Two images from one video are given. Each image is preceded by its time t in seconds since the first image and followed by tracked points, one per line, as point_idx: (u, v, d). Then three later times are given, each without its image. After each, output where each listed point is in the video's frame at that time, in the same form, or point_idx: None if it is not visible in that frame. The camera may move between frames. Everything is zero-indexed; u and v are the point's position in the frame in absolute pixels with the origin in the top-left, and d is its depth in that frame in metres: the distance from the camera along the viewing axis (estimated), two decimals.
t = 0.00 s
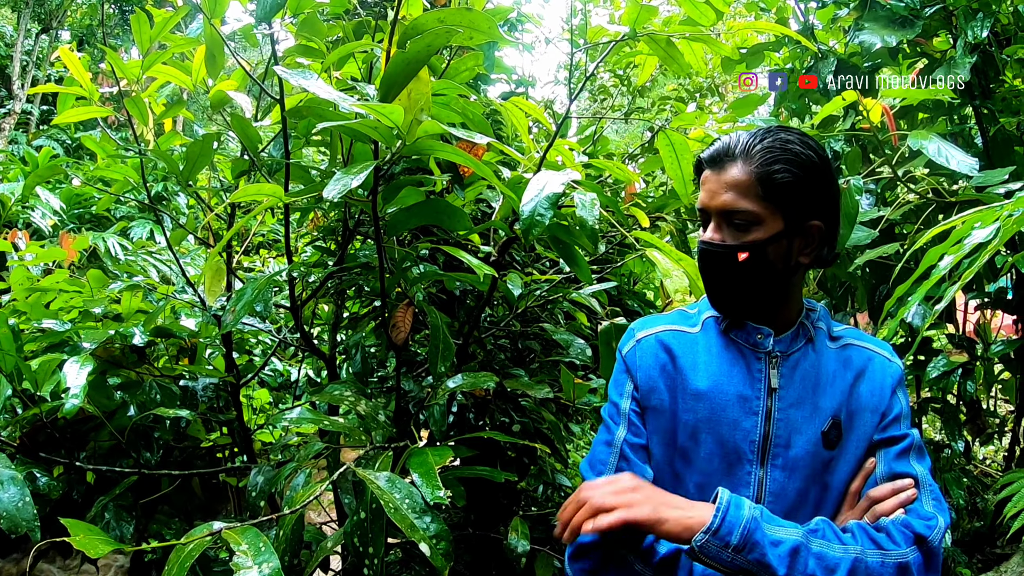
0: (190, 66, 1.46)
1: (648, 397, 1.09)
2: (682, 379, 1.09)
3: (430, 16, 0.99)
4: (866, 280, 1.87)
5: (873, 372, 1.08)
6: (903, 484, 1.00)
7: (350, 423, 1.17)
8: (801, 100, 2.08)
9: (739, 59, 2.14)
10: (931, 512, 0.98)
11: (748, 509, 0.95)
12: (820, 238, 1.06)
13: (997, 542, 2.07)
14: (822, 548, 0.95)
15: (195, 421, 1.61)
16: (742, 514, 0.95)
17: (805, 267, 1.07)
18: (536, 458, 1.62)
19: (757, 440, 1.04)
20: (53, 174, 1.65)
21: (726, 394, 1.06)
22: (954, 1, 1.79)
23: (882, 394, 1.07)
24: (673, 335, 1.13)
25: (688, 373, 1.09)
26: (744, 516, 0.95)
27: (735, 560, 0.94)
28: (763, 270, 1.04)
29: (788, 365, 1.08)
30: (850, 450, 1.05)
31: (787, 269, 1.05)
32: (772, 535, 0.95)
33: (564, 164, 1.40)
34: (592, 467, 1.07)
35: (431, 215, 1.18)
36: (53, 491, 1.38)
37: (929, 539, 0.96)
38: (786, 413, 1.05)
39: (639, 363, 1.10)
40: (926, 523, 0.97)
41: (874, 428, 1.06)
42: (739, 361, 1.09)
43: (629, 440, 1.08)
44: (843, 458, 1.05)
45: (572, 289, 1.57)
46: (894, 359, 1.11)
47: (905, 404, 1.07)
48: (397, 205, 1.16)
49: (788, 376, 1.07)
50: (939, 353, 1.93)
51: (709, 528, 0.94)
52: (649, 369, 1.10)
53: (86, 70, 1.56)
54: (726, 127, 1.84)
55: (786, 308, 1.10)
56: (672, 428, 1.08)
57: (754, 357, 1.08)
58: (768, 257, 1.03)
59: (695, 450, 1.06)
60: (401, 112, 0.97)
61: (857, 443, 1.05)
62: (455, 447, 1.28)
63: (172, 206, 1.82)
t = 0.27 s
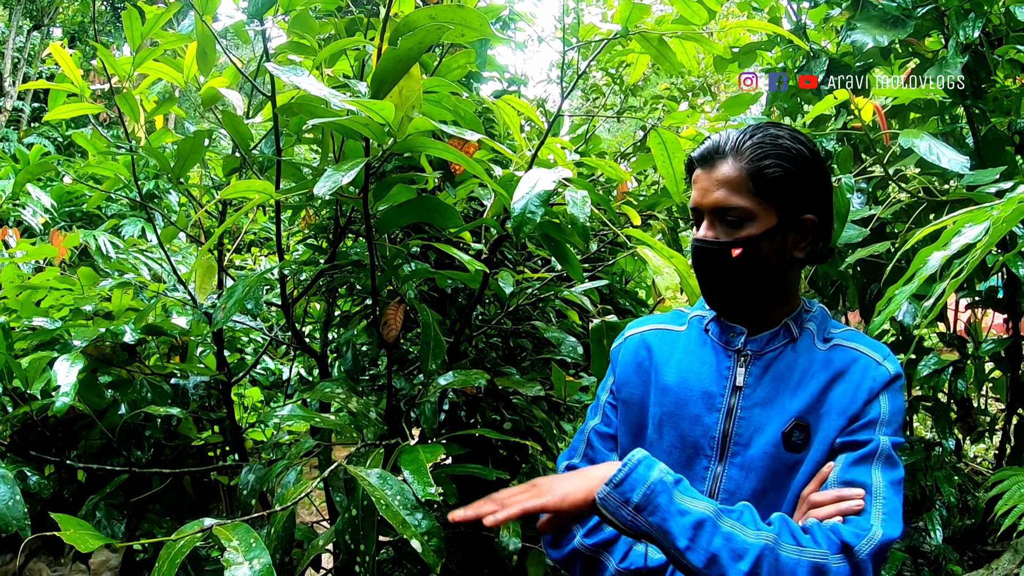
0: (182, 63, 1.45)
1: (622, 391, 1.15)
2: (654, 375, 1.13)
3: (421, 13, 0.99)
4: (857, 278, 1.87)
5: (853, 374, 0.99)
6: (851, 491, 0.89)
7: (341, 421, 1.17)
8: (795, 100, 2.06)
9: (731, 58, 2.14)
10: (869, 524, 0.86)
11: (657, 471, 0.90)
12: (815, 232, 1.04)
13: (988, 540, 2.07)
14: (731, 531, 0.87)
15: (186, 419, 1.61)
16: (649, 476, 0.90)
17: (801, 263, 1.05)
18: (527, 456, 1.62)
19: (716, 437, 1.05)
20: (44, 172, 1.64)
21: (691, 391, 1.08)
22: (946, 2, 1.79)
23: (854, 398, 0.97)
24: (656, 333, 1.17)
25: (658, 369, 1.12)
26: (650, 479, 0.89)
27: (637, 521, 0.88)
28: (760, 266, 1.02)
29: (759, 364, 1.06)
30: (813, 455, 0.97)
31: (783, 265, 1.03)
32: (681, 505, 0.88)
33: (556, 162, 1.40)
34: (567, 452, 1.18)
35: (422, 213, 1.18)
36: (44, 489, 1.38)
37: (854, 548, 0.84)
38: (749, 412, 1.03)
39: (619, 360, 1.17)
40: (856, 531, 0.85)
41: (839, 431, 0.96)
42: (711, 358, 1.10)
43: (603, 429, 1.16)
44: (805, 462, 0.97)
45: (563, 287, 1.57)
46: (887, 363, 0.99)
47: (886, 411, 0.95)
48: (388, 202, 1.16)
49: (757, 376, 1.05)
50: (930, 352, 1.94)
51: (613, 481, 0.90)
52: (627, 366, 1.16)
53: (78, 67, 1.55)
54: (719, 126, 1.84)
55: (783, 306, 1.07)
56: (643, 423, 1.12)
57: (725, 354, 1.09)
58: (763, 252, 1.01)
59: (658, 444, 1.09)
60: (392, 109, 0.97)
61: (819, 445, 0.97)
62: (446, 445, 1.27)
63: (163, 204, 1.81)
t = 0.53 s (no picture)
0: (173, 60, 1.44)
1: (610, 391, 1.20)
2: (636, 374, 1.16)
3: (415, 11, 0.99)
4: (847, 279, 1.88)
5: (814, 366, 0.96)
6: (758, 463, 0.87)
7: (333, 421, 1.17)
8: (786, 101, 2.07)
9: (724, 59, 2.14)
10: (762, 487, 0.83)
11: (504, 480, 0.89)
12: (796, 232, 1.04)
13: (977, 539, 2.08)
14: (584, 519, 0.84)
15: (177, 418, 1.60)
16: (494, 486, 0.88)
17: (784, 262, 1.05)
18: (519, 455, 1.63)
19: (679, 431, 1.05)
20: (33, 168, 1.63)
21: (662, 387, 1.10)
22: (937, 5, 1.81)
23: (806, 389, 0.94)
24: (648, 336, 1.21)
25: (639, 368, 1.16)
26: (492, 489, 0.87)
27: (492, 532, 0.86)
28: (741, 267, 1.03)
29: (727, 362, 1.06)
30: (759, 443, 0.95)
31: (764, 265, 1.03)
32: (530, 504, 0.86)
33: (548, 162, 1.40)
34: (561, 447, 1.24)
35: (414, 212, 1.18)
36: (33, 489, 1.37)
37: (731, 508, 0.81)
38: (712, 407, 1.03)
39: (611, 361, 1.23)
40: (734, 493, 0.83)
41: (782, 418, 0.93)
42: (689, 358, 1.12)
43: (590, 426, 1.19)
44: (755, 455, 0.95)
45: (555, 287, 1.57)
46: (853, 358, 0.95)
47: (835, 400, 0.90)
48: (380, 201, 1.15)
49: (723, 372, 1.05)
50: (920, 352, 1.95)
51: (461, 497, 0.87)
52: (616, 366, 1.21)
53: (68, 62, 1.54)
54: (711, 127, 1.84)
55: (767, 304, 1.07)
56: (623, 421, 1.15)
57: (698, 353, 1.11)
58: (743, 253, 1.02)
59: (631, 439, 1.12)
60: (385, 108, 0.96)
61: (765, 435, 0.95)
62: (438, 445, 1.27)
63: (154, 201, 1.80)
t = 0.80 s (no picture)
0: (166, 59, 1.44)
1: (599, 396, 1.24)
2: (620, 377, 1.20)
3: (409, 10, 0.98)
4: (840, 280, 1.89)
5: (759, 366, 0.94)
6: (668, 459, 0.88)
7: (325, 421, 1.17)
8: (778, 103, 2.12)
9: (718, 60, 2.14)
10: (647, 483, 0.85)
11: (399, 512, 0.89)
12: (773, 230, 1.05)
13: (971, 539, 2.08)
14: (482, 527, 0.87)
15: (169, 419, 1.59)
16: (388, 519, 0.88)
17: (760, 259, 1.06)
18: (510, 456, 1.66)
19: (638, 430, 1.07)
20: (25, 167, 1.62)
21: (634, 388, 1.13)
22: (930, 8, 1.81)
23: (743, 389, 0.92)
24: (639, 345, 1.25)
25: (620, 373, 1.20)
26: (387, 523, 0.87)
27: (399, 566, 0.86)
28: (715, 260, 1.04)
29: (691, 363, 1.08)
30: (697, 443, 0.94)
31: (739, 260, 1.04)
32: (429, 523, 0.89)
33: (542, 162, 1.40)
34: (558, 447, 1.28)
35: (407, 211, 1.18)
36: (24, 490, 1.36)
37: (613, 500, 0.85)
38: (667, 407, 1.05)
39: (607, 367, 1.27)
40: (620, 485, 0.86)
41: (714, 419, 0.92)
42: (664, 362, 1.15)
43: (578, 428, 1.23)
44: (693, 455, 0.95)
45: (548, 287, 1.56)
46: (798, 358, 0.92)
47: (766, 403, 0.88)
48: (372, 200, 1.15)
49: (686, 373, 1.07)
50: (913, 353, 1.95)
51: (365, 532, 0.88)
52: (609, 371, 1.25)
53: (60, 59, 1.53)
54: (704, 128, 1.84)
55: (744, 302, 1.08)
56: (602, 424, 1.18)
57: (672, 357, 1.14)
58: (716, 246, 1.03)
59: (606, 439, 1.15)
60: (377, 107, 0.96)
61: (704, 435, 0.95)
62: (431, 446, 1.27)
63: (146, 200, 1.80)
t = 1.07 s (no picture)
0: (165, 59, 1.43)
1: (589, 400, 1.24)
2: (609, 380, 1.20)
3: (410, 11, 0.99)
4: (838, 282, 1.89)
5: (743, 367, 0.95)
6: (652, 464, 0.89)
7: (325, 422, 1.17)
8: (777, 104, 2.09)
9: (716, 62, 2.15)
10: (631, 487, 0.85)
11: (395, 514, 0.90)
12: (780, 232, 1.08)
13: (968, 540, 2.09)
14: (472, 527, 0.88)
15: (167, 419, 1.59)
16: (384, 521, 0.89)
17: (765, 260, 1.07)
18: (509, 457, 1.66)
19: (626, 434, 1.07)
20: (23, 167, 1.62)
21: (622, 391, 1.13)
22: (929, 10, 1.82)
23: (727, 391, 0.92)
24: (626, 348, 1.26)
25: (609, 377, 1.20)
26: (383, 524, 0.88)
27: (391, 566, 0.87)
28: (735, 253, 1.03)
29: (678, 366, 1.08)
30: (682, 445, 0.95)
31: (752, 257, 1.05)
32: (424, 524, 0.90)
33: (541, 163, 1.41)
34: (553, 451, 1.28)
35: (407, 212, 1.19)
36: (23, 490, 1.36)
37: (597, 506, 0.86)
38: (654, 410, 1.05)
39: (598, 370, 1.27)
40: (603, 492, 0.87)
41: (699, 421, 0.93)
42: (652, 366, 1.15)
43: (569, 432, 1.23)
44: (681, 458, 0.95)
45: (547, 288, 1.57)
46: (781, 358, 0.92)
47: (750, 405, 0.88)
48: (372, 202, 1.15)
49: (673, 376, 1.07)
50: (911, 354, 1.95)
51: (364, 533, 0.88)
52: (600, 376, 1.25)
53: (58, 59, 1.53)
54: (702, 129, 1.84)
55: (744, 303, 1.09)
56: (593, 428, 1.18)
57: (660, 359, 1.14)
58: (739, 238, 1.03)
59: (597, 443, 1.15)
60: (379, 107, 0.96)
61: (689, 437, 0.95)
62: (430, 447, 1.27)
63: (144, 201, 1.79)
